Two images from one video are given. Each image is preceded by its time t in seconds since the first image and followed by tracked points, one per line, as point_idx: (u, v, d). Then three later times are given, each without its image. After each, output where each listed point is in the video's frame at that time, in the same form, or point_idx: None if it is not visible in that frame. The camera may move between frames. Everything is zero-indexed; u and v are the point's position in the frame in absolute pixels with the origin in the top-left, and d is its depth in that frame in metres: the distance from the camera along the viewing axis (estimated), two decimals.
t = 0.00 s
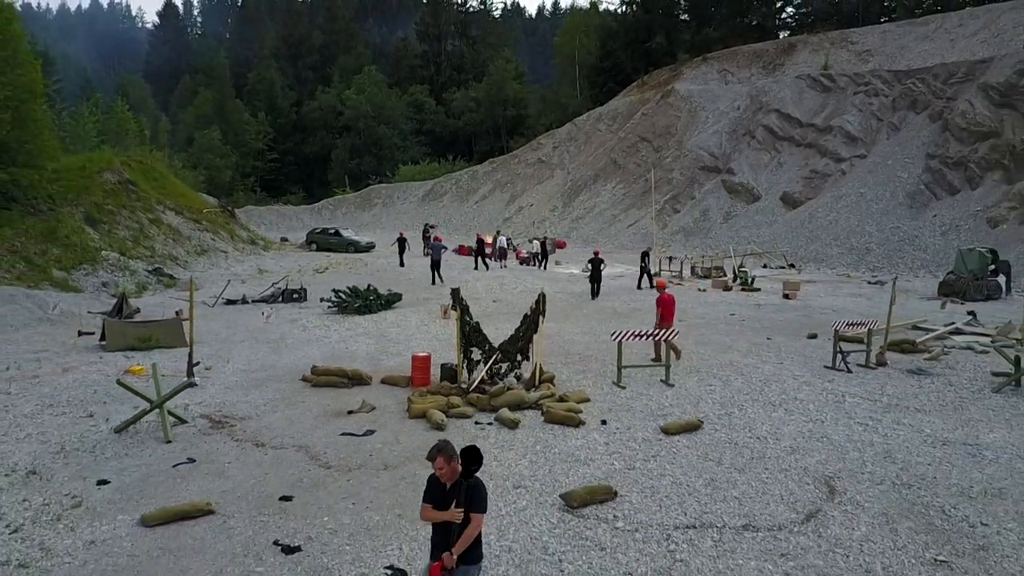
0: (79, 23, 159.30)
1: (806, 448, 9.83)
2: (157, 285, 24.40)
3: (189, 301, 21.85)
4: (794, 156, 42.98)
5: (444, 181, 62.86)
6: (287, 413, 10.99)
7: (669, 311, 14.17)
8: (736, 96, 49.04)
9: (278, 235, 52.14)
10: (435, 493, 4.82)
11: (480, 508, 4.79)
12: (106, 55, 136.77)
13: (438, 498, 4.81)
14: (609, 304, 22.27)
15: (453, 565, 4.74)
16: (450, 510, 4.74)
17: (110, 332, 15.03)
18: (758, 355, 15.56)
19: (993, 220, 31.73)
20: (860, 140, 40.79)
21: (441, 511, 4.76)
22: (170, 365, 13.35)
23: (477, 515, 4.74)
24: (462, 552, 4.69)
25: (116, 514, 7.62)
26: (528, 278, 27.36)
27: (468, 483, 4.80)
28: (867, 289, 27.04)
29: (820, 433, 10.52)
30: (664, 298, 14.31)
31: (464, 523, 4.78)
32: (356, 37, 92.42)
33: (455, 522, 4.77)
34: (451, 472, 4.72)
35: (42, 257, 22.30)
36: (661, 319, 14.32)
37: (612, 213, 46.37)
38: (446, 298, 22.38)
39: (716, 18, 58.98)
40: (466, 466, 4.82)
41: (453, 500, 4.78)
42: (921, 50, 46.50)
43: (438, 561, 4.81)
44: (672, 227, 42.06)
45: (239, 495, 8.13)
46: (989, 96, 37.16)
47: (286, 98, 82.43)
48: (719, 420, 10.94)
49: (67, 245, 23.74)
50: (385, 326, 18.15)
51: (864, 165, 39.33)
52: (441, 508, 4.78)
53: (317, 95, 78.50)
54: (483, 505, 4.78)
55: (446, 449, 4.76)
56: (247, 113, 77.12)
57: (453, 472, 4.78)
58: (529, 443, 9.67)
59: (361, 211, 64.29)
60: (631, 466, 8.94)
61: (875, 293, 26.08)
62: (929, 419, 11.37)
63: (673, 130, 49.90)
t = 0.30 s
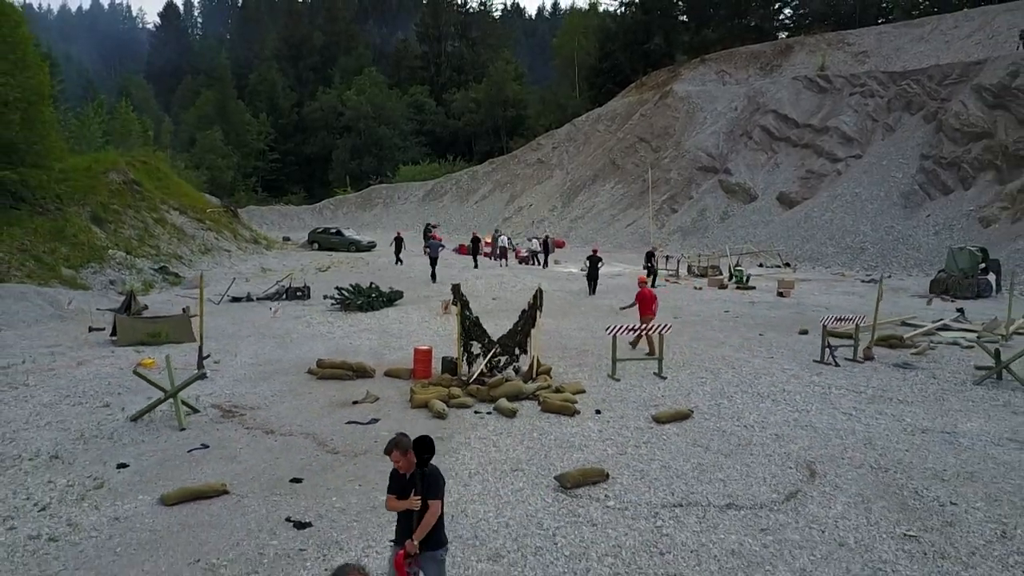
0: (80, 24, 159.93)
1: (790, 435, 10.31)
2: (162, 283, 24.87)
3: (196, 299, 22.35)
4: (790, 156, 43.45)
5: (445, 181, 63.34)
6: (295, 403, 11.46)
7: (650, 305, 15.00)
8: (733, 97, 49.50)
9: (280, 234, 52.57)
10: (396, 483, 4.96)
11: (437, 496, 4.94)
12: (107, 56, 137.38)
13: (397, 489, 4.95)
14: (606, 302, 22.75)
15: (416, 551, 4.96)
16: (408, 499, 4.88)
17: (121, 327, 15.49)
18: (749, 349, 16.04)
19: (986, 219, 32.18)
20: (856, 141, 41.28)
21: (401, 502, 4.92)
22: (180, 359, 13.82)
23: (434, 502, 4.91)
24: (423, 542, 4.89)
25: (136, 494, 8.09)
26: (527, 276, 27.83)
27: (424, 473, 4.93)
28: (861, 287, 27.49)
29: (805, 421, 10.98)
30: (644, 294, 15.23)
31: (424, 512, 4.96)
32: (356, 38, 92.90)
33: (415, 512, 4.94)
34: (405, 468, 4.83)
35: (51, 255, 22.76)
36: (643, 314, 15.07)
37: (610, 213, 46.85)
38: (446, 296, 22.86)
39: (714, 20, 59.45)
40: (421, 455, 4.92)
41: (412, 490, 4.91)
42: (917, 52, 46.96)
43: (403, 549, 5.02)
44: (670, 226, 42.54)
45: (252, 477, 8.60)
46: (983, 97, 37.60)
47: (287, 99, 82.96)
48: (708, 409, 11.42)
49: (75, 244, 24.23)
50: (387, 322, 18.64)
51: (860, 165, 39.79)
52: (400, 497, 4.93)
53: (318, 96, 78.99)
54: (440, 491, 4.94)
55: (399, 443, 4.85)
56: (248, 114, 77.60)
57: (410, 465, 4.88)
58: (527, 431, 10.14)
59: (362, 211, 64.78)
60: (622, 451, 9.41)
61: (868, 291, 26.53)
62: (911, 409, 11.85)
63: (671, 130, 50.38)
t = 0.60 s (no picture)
0: (81, 24, 160.31)
1: (777, 423, 10.78)
2: (168, 281, 25.32)
3: (202, 296, 22.82)
4: (787, 157, 43.93)
5: (445, 181, 63.82)
6: (302, 394, 11.92)
7: (632, 299, 15.64)
8: (731, 98, 49.97)
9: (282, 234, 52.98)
10: (360, 463, 5.43)
11: (401, 472, 5.48)
12: (108, 56, 137.88)
13: (361, 468, 5.44)
14: (603, 299, 23.22)
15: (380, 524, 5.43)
16: (373, 475, 5.38)
17: (132, 322, 15.98)
18: (741, 344, 16.50)
19: (978, 218, 32.63)
20: (851, 141, 41.77)
21: (365, 479, 5.40)
22: (190, 353, 14.29)
23: (397, 477, 5.43)
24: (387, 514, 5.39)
25: (155, 477, 8.56)
26: (525, 275, 28.29)
27: (388, 452, 5.47)
28: (854, 285, 27.95)
29: (792, 411, 11.45)
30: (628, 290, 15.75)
31: (387, 487, 5.47)
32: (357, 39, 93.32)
33: (379, 488, 5.45)
34: (370, 446, 5.34)
35: (59, 254, 23.21)
36: (625, 306, 15.45)
37: (609, 212, 47.33)
38: (446, 294, 23.31)
39: (712, 21, 59.90)
40: (384, 434, 5.48)
41: (375, 468, 5.42)
42: (913, 53, 47.42)
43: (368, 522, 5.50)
44: (667, 226, 43.02)
45: (264, 461, 9.06)
46: (976, 98, 38.04)
47: (288, 100, 83.45)
48: (700, 400, 11.88)
49: (82, 243, 24.69)
50: (389, 319, 19.11)
51: (855, 166, 40.26)
52: (363, 475, 5.41)
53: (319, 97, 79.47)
54: (403, 467, 5.48)
55: (363, 425, 5.37)
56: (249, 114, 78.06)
57: (372, 444, 5.40)
58: (524, 420, 10.60)
59: (363, 211, 65.24)
60: (615, 438, 9.88)
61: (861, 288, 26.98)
62: (893, 400, 12.33)
63: (669, 131, 50.86)
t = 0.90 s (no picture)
0: (83, 25, 160.85)
1: (764, 412, 11.28)
2: (173, 279, 25.79)
3: (207, 294, 23.30)
4: (783, 157, 44.42)
5: (445, 181, 64.29)
6: (309, 386, 12.40)
7: (617, 295, 16.51)
8: (728, 99, 50.44)
9: (284, 233, 53.42)
10: (333, 456, 5.51)
11: (367, 470, 5.37)
12: (110, 57, 138.46)
13: (332, 461, 5.52)
14: (599, 297, 23.71)
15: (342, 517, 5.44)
16: (340, 469, 5.42)
17: (143, 318, 16.46)
18: (734, 339, 16.97)
19: (971, 218, 33.11)
20: (847, 142, 42.26)
21: (334, 472, 5.48)
22: (200, 347, 14.75)
23: (362, 474, 5.33)
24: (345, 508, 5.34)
25: (171, 461, 9.03)
26: (524, 273, 28.77)
27: (357, 449, 5.46)
28: (847, 284, 28.42)
29: (779, 401, 11.92)
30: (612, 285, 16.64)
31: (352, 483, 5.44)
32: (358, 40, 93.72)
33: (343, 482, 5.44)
34: (340, 439, 5.42)
35: (68, 253, 23.68)
36: (608, 300, 16.19)
37: (608, 212, 47.80)
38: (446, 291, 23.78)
39: (711, 22, 60.37)
40: (358, 431, 5.50)
41: (345, 461, 5.45)
42: (909, 55, 47.86)
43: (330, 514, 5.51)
44: (665, 225, 43.50)
45: (274, 447, 9.54)
46: (970, 99, 38.50)
47: (289, 100, 83.93)
48: (691, 391, 12.36)
49: (90, 241, 25.16)
50: (391, 315, 19.59)
51: (850, 166, 40.72)
52: (335, 468, 5.46)
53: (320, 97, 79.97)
54: (371, 466, 5.39)
55: (337, 418, 5.46)
56: (250, 115, 78.55)
57: (345, 438, 5.47)
58: (522, 409, 11.08)
59: (363, 210, 65.73)
60: (608, 425, 10.36)
61: (854, 287, 27.42)
62: (877, 391, 12.82)
63: (667, 131, 51.35)
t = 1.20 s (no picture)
0: (84, 25, 161.34)
1: (752, 402, 11.74)
2: (178, 277, 26.23)
3: (212, 292, 23.76)
4: (780, 157, 44.89)
5: (445, 181, 64.75)
6: (315, 378, 12.85)
7: (601, 290, 17.25)
8: (726, 99, 50.88)
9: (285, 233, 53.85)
10: (303, 440, 5.69)
11: (336, 454, 5.59)
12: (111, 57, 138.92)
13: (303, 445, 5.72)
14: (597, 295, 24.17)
15: (309, 498, 5.60)
16: (309, 452, 5.59)
17: (152, 314, 16.92)
18: (727, 335, 17.43)
19: (964, 218, 33.57)
20: (842, 142, 42.73)
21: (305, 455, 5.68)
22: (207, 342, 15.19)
23: (329, 457, 5.54)
24: (315, 489, 5.53)
25: (186, 446, 9.50)
26: (524, 272, 29.22)
27: (327, 434, 5.65)
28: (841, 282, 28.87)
29: (767, 393, 12.39)
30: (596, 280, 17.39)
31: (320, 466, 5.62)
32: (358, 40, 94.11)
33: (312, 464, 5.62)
34: (311, 423, 5.62)
35: (75, 251, 24.14)
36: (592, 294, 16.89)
37: (606, 212, 48.27)
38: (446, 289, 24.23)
39: (709, 23, 60.82)
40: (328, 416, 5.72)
41: (313, 446, 5.64)
42: (905, 56, 48.28)
43: (300, 496, 5.67)
44: (663, 225, 43.97)
45: (282, 434, 9.99)
46: (964, 100, 38.96)
47: (290, 101, 84.39)
48: (683, 383, 12.82)
49: (96, 240, 25.60)
50: (393, 312, 20.05)
51: (846, 167, 41.18)
52: (305, 452, 5.65)
53: (321, 98, 80.41)
54: (339, 449, 5.61)
55: (309, 404, 5.66)
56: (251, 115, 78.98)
57: (316, 423, 5.68)
58: (520, 399, 11.54)
59: (364, 210, 66.19)
60: (602, 414, 10.82)
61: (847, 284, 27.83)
62: (863, 384, 13.28)
63: (665, 132, 51.81)
